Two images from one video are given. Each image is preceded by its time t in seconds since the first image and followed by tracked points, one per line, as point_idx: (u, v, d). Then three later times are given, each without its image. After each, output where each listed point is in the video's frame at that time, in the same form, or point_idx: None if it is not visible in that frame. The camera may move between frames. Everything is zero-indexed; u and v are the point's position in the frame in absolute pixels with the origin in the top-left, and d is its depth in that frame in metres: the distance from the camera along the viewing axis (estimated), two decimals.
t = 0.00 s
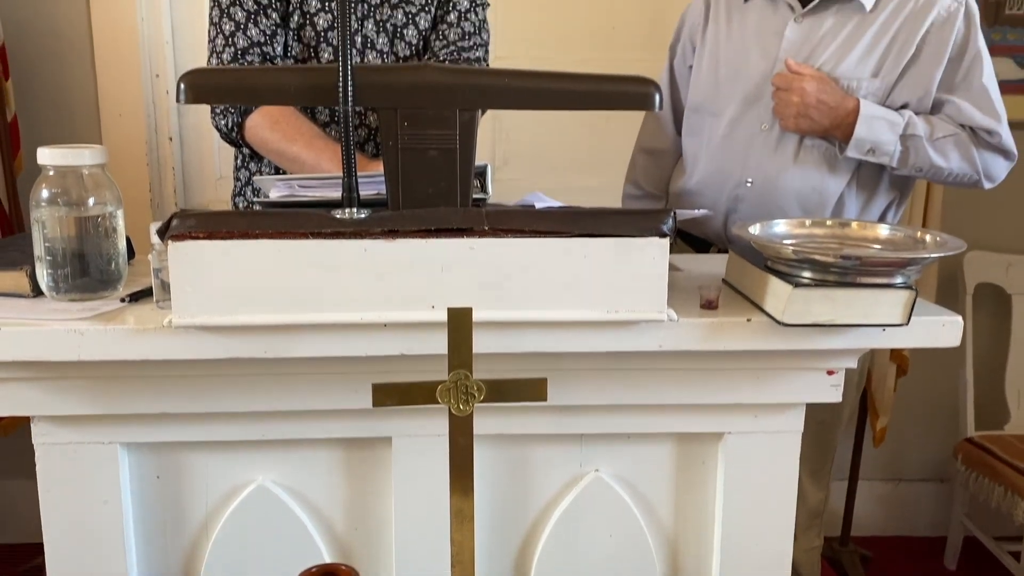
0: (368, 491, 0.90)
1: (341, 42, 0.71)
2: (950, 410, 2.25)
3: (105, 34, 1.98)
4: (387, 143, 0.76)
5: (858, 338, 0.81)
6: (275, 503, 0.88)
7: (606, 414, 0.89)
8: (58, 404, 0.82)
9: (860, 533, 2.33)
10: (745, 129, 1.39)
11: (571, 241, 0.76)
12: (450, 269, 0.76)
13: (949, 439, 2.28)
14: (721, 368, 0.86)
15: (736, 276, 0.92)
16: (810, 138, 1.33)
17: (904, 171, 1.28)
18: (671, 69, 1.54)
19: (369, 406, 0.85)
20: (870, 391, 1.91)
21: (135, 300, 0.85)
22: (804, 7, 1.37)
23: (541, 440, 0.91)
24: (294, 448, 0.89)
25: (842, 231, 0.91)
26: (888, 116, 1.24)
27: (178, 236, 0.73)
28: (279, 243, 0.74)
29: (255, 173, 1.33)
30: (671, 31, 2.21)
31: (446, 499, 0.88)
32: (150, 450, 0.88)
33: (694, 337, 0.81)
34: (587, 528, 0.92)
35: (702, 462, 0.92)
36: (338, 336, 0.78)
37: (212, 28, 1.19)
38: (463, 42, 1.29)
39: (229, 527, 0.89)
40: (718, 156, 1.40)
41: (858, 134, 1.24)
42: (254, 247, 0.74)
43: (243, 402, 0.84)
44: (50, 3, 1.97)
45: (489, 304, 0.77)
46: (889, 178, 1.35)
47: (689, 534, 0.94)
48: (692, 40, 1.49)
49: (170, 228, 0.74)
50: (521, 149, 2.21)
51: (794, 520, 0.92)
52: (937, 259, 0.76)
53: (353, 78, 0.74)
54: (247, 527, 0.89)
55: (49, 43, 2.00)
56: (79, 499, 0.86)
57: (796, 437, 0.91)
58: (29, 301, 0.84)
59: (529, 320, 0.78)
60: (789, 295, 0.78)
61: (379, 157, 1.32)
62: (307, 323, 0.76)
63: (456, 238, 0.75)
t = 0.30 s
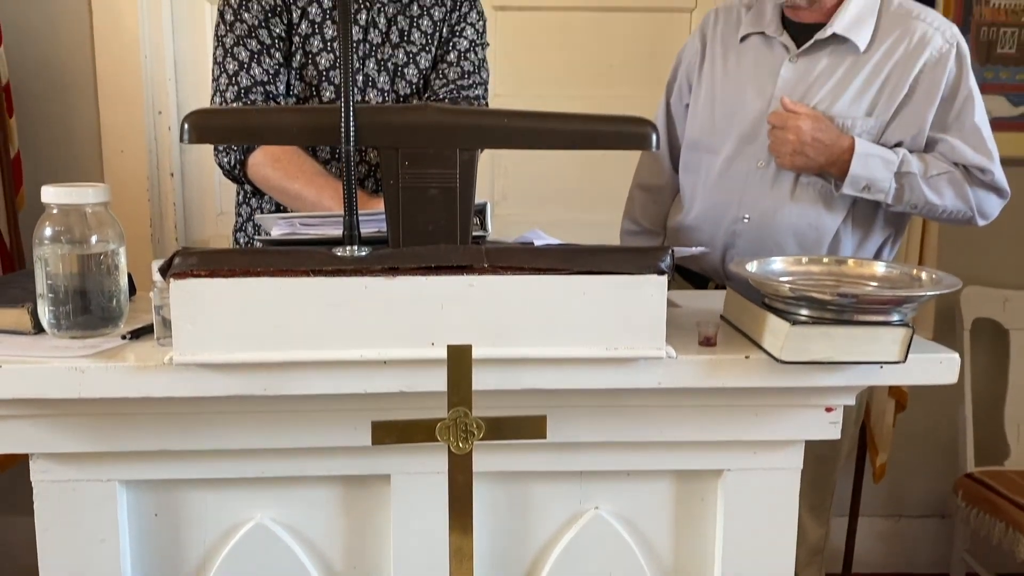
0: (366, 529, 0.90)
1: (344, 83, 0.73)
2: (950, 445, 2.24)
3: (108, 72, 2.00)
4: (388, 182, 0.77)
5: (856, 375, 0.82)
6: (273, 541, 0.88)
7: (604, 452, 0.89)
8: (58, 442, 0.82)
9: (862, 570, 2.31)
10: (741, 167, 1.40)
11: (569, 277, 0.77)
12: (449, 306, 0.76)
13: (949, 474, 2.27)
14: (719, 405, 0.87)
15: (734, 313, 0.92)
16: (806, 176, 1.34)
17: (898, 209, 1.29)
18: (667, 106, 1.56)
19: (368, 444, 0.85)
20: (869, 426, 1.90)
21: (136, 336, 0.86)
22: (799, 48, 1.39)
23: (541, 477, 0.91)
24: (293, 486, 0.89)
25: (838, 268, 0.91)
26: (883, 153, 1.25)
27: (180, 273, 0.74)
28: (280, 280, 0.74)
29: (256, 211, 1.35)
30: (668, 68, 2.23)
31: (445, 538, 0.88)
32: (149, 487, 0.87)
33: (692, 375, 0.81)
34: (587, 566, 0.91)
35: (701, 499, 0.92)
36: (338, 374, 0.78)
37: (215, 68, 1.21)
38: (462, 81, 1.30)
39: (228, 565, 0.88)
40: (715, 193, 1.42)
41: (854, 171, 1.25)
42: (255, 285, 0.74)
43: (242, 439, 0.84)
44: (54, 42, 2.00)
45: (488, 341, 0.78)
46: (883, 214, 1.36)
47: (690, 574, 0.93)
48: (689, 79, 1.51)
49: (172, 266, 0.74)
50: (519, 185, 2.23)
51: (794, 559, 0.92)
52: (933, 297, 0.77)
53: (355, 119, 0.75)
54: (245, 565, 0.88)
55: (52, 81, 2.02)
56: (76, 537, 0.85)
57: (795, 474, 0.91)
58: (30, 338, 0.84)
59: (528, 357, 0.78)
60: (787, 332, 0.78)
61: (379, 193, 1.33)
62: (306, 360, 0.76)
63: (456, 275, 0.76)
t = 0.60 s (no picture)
0: (364, 565, 0.89)
1: (344, 122, 0.74)
2: (951, 478, 2.24)
3: (110, 108, 2.02)
4: (388, 219, 0.77)
5: (854, 410, 0.82)
6: None
7: (604, 487, 0.88)
8: (56, 478, 0.82)
9: None
10: (738, 201, 1.41)
11: (568, 313, 0.77)
12: (449, 341, 0.77)
13: (950, 508, 2.26)
14: (718, 440, 0.87)
15: (733, 347, 0.92)
16: (802, 211, 1.35)
17: (894, 243, 1.30)
18: (665, 141, 1.57)
19: (367, 479, 0.85)
20: (869, 460, 1.89)
21: (135, 372, 0.86)
22: (794, 84, 1.41)
23: (540, 512, 0.90)
24: (291, 521, 0.88)
25: (835, 303, 0.92)
26: (879, 189, 1.26)
27: (180, 310, 0.74)
28: (280, 316, 0.75)
29: (257, 245, 1.35)
30: (666, 103, 2.26)
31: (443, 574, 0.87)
32: (146, 523, 0.87)
33: (691, 409, 0.81)
34: None
35: (701, 535, 0.92)
36: (337, 409, 0.78)
37: (217, 105, 1.22)
38: (462, 117, 1.32)
39: None
40: (712, 227, 1.43)
41: (849, 207, 1.26)
42: (255, 321, 0.74)
43: (240, 474, 0.84)
44: (57, 79, 2.02)
45: (487, 376, 0.78)
46: (879, 249, 1.37)
47: None
48: (687, 115, 1.53)
49: (172, 302, 0.75)
50: (518, 218, 2.24)
51: None
52: (930, 332, 0.77)
53: (356, 156, 0.76)
54: None
55: (54, 116, 2.04)
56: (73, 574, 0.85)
57: (794, 509, 0.90)
58: (29, 374, 0.84)
59: (527, 393, 0.78)
60: (785, 368, 0.79)
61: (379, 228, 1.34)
62: (306, 396, 0.76)
63: (455, 310, 0.76)
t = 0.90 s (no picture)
0: None
1: (343, 159, 0.74)
2: (951, 511, 2.22)
3: (111, 141, 2.04)
4: (387, 254, 0.78)
5: (854, 445, 0.82)
6: None
7: (603, 523, 0.88)
8: (50, 515, 0.81)
9: None
10: (735, 235, 1.41)
11: (567, 347, 0.77)
12: (447, 377, 0.76)
13: (950, 541, 2.24)
14: (718, 475, 0.86)
15: (731, 381, 0.92)
16: (799, 245, 1.35)
17: (890, 277, 1.31)
18: (664, 176, 1.58)
19: (364, 516, 0.84)
20: (869, 493, 1.88)
21: (133, 408, 0.85)
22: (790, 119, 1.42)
23: (539, 549, 0.89)
24: (288, 559, 0.88)
25: (833, 338, 0.92)
26: (874, 224, 1.27)
27: (179, 345, 0.74)
28: (278, 352, 0.74)
29: (255, 279, 1.35)
30: (663, 136, 2.27)
31: None
32: (141, 560, 0.86)
33: (690, 445, 0.81)
34: None
35: (700, 571, 0.91)
36: (335, 446, 0.78)
37: (217, 140, 1.24)
38: (461, 151, 1.33)
39: None
40: (710, 260, 1.43)
41: (845, 240, 1.27)
42: (253, 357, 0.74)
43: (237, 511, 0.83)
44: (59, 114, 2.04)
45: (485, 413, 0.78)
46: (876, 283, 1.37)
47: None
48: (685, 150, 1.54)
49: (170, 338, 0.75)
50: (516, 250, 2.25)
51: None
52: (927, 368, 0.78)
53: (356, 193, 0.76)
54: None
55: (55, 149, 2.05)
56: None
57: (794, 545, 0.90)
58: (26, 410, 0.84)
59: (525, 429, 0.78)
60: (784, 403, 0.79)
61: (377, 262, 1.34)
62: (303, 432, 0.76)
63: (454, 345, 0.76)
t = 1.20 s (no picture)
0: None
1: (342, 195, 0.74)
2: (952, 542, 2.21)
3: (110, 173, 2.04)
4: (385, 289, 0.78)
5: (854, 479, 0.81)
6: None
7: (602, 559, 0.87)
8: (44, 552, 0.81)
9: None
10: (733, 267, 1.42)
11: (565, 382, 0.77)
12: (444, 413, 0.76)
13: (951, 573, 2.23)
14: (717, 510, 0.86)
15: (730, 414, 0.92)
16: (796, 278, 1.36)
17: (888, 309, 1.31)
18: (661, 208, 1.59)
19: (361, 553, 0.83)
20: (869, 524, 1.87)
21: (129, 444, 0.85)
22: (786, 152, 1.43)
23: None
24: None
25: (832, 371, 0.92)
26: (871, 255, 1.28)
27: (176, 381, 0.74)
28: (276, 387, 0.74)
29: (252, 312, 1.35)
30: (659, 167, 2.29)
31: None
32: None
33: (689, 479, 0.81)
34: None
35: None
36: (332, 482, 0.78)
37: (215, 174, 1.24)
38: (458, 183, 1.34)
39: None
40: (708, 292, 1.44)
41: (842, 273, 1.28)
42: (250, 392, 0.74)
43: (233, 549, 0.83)
44: (58, 146, 2.04)
45: (483, 448, 0.77)
46: (875, 314, 1.37)
47: None
48: (682, 182, 1.55)
49: (168, 374, 0.74)
50: (513, 279, 2.25)
51: None
52: (926, 402, 0.78)
53: (354, 229, 0.76)
54: None
55: (54, 181, 2.05)
56: None
57: None
58: (21, 447, 0.84)
59: (524, 465, 0.77)
60: (783, 438, 0.79)
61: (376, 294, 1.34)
62: (300, 469, 0.75)
63: (452, 380, 0.76)
